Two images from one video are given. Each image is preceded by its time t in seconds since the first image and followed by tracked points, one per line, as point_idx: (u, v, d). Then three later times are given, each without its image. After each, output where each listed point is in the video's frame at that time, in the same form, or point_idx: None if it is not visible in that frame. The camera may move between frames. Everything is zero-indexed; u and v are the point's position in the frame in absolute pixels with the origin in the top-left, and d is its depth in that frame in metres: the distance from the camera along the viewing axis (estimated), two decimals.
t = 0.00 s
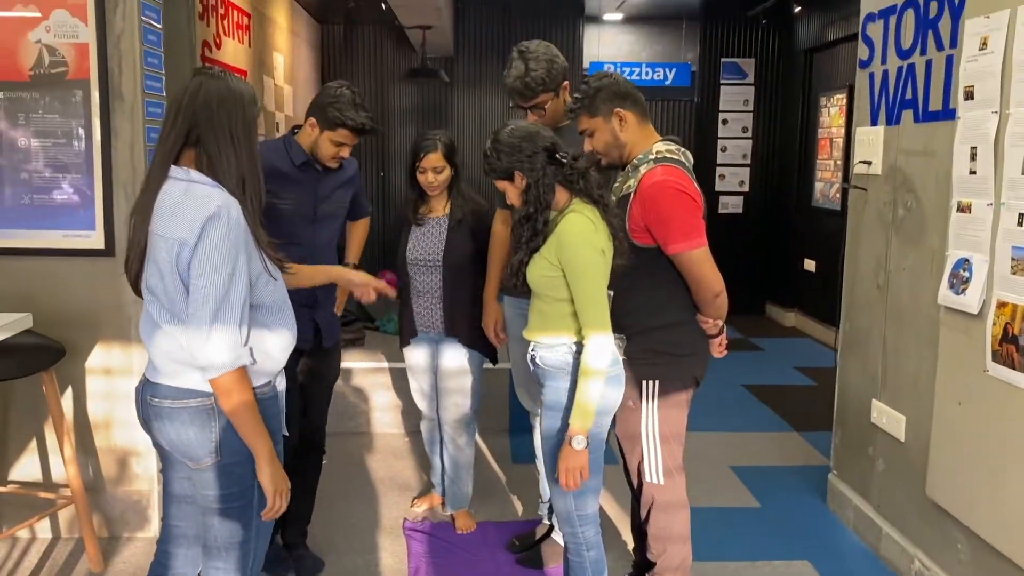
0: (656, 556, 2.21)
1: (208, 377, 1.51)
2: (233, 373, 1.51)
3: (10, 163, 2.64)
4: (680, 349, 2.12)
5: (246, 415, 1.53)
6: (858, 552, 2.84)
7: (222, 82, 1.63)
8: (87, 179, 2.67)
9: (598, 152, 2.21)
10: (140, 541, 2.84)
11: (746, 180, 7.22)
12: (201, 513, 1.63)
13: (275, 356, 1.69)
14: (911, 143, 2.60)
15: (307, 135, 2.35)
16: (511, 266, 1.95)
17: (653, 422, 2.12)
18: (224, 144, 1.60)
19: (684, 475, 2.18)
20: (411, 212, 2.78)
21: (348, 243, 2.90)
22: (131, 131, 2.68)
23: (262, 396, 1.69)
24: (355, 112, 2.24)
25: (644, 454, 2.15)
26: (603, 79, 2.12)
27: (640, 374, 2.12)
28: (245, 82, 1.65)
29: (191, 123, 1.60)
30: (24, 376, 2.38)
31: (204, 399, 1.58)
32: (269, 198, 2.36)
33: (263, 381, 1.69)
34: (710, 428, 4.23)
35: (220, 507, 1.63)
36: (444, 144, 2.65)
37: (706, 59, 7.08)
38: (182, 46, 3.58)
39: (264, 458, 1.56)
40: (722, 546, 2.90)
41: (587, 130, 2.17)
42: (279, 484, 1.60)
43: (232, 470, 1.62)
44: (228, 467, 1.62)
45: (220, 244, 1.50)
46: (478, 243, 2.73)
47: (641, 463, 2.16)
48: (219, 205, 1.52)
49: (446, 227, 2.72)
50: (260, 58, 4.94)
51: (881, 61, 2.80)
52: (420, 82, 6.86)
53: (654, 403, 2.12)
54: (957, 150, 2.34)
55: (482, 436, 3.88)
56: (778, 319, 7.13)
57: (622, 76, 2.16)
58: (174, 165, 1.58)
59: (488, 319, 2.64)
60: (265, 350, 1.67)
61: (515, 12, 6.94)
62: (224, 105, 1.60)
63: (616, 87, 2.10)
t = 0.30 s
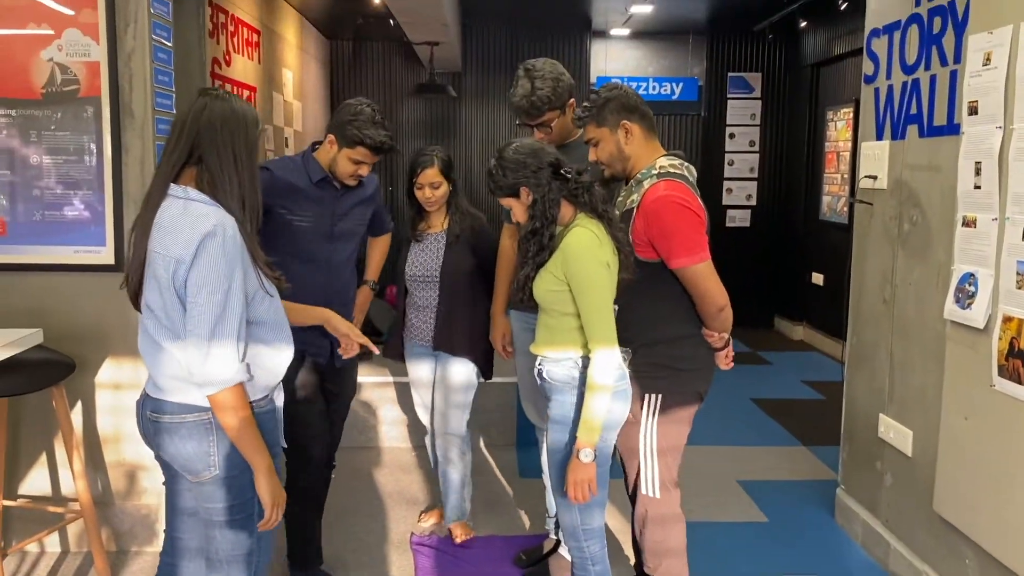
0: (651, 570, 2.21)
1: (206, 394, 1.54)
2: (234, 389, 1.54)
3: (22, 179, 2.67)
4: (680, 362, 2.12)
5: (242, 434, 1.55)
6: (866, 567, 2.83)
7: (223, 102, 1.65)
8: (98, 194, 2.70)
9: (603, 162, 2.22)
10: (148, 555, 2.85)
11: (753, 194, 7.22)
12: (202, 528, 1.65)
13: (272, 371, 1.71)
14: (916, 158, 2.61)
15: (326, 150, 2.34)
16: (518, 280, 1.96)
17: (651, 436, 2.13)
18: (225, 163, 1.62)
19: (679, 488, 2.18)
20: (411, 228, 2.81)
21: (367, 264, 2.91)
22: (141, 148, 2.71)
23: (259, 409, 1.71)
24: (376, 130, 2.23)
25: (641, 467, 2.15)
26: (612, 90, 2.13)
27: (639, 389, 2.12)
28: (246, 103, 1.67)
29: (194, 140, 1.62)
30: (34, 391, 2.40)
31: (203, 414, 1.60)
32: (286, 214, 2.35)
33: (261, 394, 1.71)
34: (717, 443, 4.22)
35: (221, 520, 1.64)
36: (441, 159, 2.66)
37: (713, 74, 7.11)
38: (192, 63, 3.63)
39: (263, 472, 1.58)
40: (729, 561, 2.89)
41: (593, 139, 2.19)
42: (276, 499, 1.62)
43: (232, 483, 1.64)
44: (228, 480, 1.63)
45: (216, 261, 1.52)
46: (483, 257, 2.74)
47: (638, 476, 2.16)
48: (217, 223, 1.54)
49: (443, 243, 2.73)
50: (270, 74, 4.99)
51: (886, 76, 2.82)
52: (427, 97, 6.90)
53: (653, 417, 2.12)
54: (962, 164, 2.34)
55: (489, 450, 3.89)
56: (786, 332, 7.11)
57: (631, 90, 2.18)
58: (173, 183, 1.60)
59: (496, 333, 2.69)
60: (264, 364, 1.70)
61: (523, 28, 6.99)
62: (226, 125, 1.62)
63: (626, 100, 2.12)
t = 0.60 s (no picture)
0: None
1: (198, 403, 1.54)
2: (227, 401, 1.54)
3: (29, 189, 2.68)
4: (700, 373, 2.05)
5: (240, 446, 1.56)
6: None
7: (221, 112, 1.65)
8: (104, 203, 2.71)
9: (612, 168, 2.19)
10: (153, 564, 2.85)
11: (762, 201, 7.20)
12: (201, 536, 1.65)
13: (267, 380, 1.72)
14: (923, 165, 2.59)
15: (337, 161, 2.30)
16: (522, 290, 1.96)
17: (674, 446, 2.06)
18: (222, 172, 1.63)
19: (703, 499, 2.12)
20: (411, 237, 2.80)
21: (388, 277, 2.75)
22: (147, 156, 2.71)
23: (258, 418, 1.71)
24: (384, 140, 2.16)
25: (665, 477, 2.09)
26: (626, 95, 2.12)
27: (667, 400, 2.05)
28: (244, 113, 1.68)
29: (190, 150, 1.62)
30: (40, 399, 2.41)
31: (197, 423, 1.60)
32: (297, 227, 2.30)
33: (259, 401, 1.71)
34: (726, 452, 4.20)
35: (218, 530, 1.64)
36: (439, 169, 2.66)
37: (721, 81, 7.11)
38: (200, 74, 3.65)
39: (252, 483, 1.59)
40: (736, 571, 2.87)
41: (603, 143, 2.16)
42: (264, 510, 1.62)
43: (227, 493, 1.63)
44: (223, 490, 1.62)
45: (211, 271, 1.52)
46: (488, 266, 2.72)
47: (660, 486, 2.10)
48: (212, 232, 1.55)
49: (442, 254, 2.72)
50: (277, 84, 5.01)
51: (892, 83, 2.80)
52: (435, 106, 6.92)
53: (677, 425, 2.06)
54: (969, 171, 2.32)
55: (496, 459, 3.87)
56: (796, 340, 7.08)
57: (644, 96, 2.16)
58: (168, 193, 1.60)
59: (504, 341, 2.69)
60: (258, 372, 1.70)
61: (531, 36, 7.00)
62: (224, 135, 1.62)
63: (637, 105, 2.10)
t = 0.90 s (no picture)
0: None
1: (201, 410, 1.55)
2: (230, 408, 1.55)
3: (35, 195, 2.70)
4: (697, 378, 2.05)
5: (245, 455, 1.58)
6: None
7: (224, 118, 1.66)
8: (108, 210, 2.73)
9: (617, 164, 2.15)
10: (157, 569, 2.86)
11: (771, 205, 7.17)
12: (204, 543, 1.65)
13: (270, 387, 1.72)
14: (927, 169, 2.58)
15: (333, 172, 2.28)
16: (520, 297, 1.95)
17: (674, 452, 2.05)
18: (223, 177, 1.63)
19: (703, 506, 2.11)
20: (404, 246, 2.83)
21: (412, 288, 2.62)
22: (151, 164, 2.71)
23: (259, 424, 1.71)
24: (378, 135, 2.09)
25: (664, 484, 2.08)
26: (642, 96, 2.09)
27: (660, 406, 2.04)
28: (248, 121, 1.68)
29: (192, 155, 1.63)
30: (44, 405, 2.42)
31: (199, 430, 1.60)
32: (297, 234, 2.27)
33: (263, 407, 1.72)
34: (732, 457, 4.18)
35: (220, 537, 1.64)
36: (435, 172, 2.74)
37: (729, 85, 7.09)
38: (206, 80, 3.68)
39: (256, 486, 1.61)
40: None
41: (613, 137, 2.11)
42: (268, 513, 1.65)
43: (230, 500, 1.63)
44: (226, 497, 1.63)
45: (214, 279, 1.53)
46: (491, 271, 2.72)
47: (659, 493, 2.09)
48: (215, 239, 1.55)
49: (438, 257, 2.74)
50: (285, 90, 5.03)
51: (896, 87, 2.79)
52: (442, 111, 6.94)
53: (675, 431, 2.05)
54: (973, 176, 2.31)
55: (501, 464, 3.87)
56: (805, 344, 7.05)
57: (658, 99, 2.15)
58: (174, 200, 1.61)
59: (504, 347, 2.71)
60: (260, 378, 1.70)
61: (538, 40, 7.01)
62: (227, 141, 1.63)
63: (653, 106, 2.09)
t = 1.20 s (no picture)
0: None
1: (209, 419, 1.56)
2: (235, 413, 1.56)
3: (41, 198, 2.73)
4: (694, 381, 2.05)
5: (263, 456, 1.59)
6: None
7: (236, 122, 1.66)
8: (114, 213, 2.75)
9: (617, 163, 2.15)
10: (162, 569, 2.88)
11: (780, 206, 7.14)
12: (210, 554, 1.64)
13: (277, 394, 1.71)
14: (930, 170, 2.57)
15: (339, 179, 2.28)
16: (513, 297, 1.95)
17: (670, 454, 2.06)
18: (235, 180, 1.62)
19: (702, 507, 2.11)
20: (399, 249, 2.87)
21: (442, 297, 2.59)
22: (156, 166, 2.74)
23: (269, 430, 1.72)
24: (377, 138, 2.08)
25: (661, 486, 2.08)
26: (646, 97, 2.09)
27: (656, 408, 2.05)
28: (260, 124, 1.67)
29: (204, 159, 1.62)
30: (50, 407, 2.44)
31: (210, 436, 1.61)
32: (304, 237, 2.26)
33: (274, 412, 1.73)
34: (739, 459, 4.17)
35: (228, 545, 1.64)
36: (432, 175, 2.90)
37: (738, 85, 7.07)
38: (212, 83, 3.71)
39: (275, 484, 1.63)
40: None
41: (615, 137, 2.11)
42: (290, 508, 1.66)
43: (238, 507, 1.64)
44: (235, 504, 1.63)
45: (221, 283, 1.53)
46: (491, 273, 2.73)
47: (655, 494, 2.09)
48: (222, 243, 1.55)
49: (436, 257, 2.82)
50: (293, 92, 5.06)
51: (900, 88, 2.78)
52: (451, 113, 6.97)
53: (671, 433, 2.05)
54: (975, 177, 2.30)
55: (506, 465, 3.87)
56: (815, 345, 7.02)
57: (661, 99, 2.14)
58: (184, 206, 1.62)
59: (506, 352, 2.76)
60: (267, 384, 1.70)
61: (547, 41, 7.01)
62: (241, 146, 1.62)
63: (657, 108, 2.09)
